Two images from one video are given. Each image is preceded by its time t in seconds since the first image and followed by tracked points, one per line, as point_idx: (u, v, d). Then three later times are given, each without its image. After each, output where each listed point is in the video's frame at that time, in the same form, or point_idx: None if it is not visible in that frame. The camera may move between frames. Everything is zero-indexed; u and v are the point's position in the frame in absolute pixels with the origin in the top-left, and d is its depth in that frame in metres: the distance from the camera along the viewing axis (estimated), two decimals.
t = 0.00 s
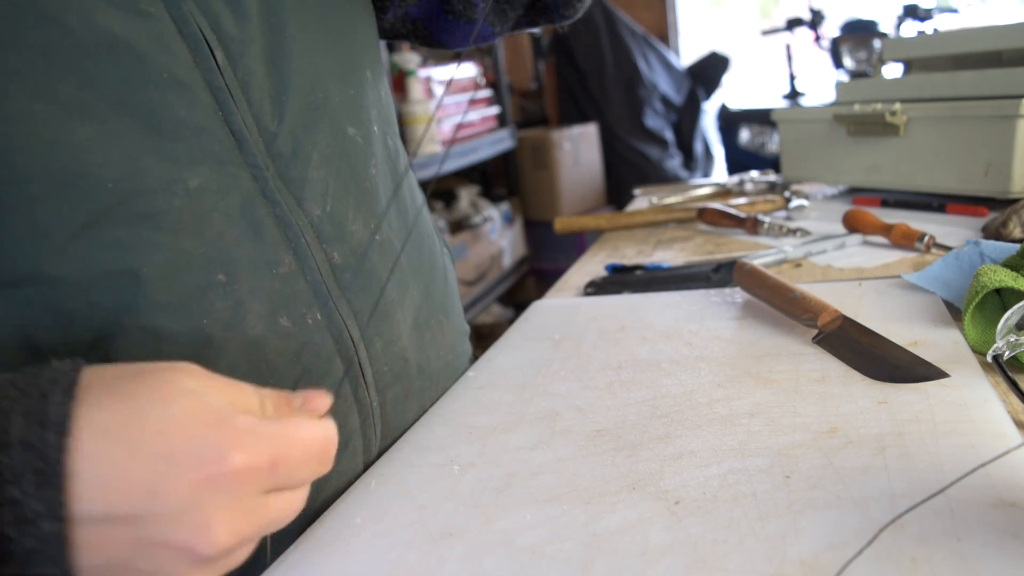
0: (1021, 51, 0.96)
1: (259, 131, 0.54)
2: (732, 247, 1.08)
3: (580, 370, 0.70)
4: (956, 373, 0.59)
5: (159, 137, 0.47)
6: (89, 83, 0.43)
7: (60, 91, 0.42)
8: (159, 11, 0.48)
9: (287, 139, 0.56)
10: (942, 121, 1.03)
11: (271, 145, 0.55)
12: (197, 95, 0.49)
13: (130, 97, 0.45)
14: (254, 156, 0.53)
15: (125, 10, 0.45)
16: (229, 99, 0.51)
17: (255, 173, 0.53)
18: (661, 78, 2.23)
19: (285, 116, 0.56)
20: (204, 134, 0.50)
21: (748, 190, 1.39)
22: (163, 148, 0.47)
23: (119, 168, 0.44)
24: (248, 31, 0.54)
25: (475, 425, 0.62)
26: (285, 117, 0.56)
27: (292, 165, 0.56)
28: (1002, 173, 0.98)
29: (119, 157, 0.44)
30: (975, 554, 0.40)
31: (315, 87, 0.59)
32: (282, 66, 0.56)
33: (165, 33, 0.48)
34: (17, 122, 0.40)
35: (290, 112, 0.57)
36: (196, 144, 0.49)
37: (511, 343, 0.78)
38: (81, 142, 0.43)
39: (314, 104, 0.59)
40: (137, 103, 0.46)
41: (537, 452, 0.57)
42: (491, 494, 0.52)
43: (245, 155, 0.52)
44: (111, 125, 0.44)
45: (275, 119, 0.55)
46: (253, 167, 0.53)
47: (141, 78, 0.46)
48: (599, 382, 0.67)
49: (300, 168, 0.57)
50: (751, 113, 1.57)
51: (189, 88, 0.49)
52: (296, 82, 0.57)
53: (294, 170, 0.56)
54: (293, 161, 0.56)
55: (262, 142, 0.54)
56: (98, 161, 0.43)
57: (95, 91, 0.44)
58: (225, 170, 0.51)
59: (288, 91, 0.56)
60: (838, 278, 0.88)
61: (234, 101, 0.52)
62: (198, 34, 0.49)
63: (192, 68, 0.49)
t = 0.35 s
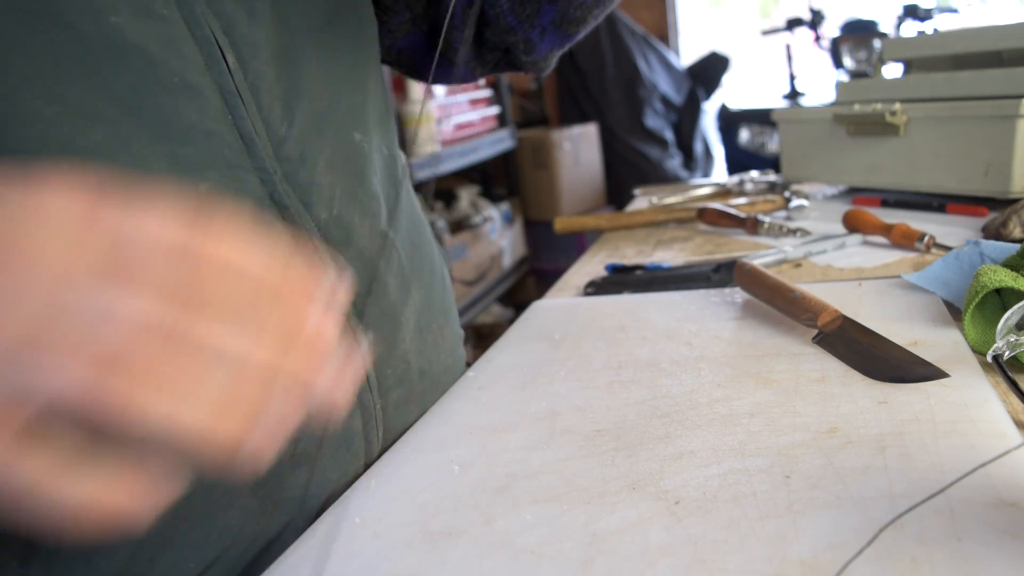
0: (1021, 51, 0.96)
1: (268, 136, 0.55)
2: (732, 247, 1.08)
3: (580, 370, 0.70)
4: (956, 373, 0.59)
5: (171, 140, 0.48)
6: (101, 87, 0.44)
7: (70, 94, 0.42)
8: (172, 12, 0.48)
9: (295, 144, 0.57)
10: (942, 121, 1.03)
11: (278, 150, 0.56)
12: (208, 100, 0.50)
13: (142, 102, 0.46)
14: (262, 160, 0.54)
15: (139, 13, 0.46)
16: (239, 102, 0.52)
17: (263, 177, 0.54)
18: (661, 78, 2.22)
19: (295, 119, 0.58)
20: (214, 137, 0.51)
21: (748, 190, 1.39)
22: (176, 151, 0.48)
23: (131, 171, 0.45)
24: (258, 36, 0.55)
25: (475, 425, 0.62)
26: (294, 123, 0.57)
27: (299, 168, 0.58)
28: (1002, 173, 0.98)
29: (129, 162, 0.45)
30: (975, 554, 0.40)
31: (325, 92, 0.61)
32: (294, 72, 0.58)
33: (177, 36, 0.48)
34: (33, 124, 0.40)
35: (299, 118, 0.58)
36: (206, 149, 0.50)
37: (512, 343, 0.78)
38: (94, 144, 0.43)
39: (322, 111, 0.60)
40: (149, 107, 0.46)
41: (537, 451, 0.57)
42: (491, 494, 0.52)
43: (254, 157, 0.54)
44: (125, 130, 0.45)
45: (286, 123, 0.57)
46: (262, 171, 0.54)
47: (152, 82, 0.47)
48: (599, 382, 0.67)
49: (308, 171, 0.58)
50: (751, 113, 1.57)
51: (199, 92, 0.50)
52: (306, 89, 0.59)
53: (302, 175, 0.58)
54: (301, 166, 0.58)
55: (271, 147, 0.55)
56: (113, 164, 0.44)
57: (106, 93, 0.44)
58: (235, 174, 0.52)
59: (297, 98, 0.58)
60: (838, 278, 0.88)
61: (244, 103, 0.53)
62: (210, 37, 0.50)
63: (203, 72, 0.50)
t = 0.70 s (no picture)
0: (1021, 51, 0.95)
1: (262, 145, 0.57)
2: (732, 247, 1.08)
3: (580, 370, 0.70)
4: (956, 373, 0.59)
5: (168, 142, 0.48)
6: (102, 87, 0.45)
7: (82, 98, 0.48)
8: (173, 20, 0.54)
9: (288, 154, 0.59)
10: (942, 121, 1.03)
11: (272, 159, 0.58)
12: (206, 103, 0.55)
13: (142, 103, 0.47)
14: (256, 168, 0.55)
15: (140, 25, 0.52)
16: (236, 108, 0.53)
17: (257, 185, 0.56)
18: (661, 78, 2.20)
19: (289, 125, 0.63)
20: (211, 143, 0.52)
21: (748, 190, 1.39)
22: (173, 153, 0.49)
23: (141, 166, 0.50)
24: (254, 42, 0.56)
25: (475, 425, 0.62)
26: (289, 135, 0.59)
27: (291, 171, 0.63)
28: (1002, 173, 0.98)
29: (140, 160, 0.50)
30: (975, 554, 0.40)
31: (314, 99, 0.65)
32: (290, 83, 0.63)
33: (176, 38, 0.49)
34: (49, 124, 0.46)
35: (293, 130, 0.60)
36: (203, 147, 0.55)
37: (512, 343, 0.78)
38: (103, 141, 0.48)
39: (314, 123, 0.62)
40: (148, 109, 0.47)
41: (537, 451, 0.57)
42: (492, 494, 0.52)
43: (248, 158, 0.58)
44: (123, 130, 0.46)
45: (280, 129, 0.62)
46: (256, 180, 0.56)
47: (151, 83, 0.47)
48: (599, 382, 0.67)
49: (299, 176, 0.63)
50: (751, 113, 1.57)
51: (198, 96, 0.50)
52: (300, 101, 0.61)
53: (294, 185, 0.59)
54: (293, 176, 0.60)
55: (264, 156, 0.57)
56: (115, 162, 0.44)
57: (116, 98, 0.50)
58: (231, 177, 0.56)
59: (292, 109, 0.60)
60: (838, 278, 0.88)
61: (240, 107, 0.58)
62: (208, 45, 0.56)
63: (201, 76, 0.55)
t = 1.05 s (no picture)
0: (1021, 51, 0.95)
1: (269, 165, 0.56)
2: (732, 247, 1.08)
3: (580, 370, 0.70)
4: (956, 373, 0.59)
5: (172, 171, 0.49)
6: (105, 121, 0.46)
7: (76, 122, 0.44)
8: (175, 39, 0.49)
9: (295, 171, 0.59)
10: (942, 121, 1.02)
11: (279, 177, 0.57)
12: (209, 128, 0.51)
13: (146, 128, 0.48)
14: (261, 189, 0.55)
15: (138, 48, 0.48)
16: (240, 131, 0.53)
17: (262, 205, 0.55)
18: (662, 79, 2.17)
19: (296, 146, 0.59)
20: (214, 168, 0.51)
21: (748, 190, 1.40)
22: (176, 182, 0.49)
23: (142, 199, 0.46)
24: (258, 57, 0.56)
25: (475, 425, 0.62)
26: (297, 151, 0.59)
27: (296, 196, 0.59)
28: (1002, 173, 0.98)
29: (141, 192, 0.46)
30: (974, 554, 0.40)
31: (321, 119, 0.61)
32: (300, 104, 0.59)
33: (178, 62, 0.49)
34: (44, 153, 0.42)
35: (303, 146, 0.59)
36: (205, 176, 0.51)
37: (512, 343, 0.78)
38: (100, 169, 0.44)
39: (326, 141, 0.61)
40: (152, 135, 0.48)
41: (537, 452, 0.57)
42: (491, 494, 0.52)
43: (252, 185, 0.54)
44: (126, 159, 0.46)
45: (287, 151, 0.58)
46: (261, 200, 0.55)
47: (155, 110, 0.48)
48: (599, 383, 0.66)
49: (304, 198, 0.59)
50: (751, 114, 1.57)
51: (201, 120, 0.50)
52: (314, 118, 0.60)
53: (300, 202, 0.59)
54: (299, 193, 0.59)
55: (270, 176, 0.56)
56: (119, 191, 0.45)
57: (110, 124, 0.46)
58: (234, 204, 0.52)
59: (303, 126, 0.59)
60: (838, 278, 0.88)
61: (244, 132, 0.54)
62: (212, 66, 0.51)
63: (205, 100, 0.51)
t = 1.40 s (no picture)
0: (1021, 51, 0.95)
1: (270, 194, 0.52)
2: (732, 247, 1.08)
3: (580, 370, 0.70)
4: (956, 373, 0.59)
5: (172, 204, 0.46)
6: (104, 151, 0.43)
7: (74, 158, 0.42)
8: (179, 69, 0.46)
9: (296, 201, 0.54)
10: (942, 121, 1.03)
11: (279, 209, 0.53)
12: (211, 160, 0.48)
13: (146, 161, 0.45)
14: (262, 221, 0.51)
15: (141, 78, 0.45)
16: (242, 162, 0.50)
17: (262, 236, 0.52)
18: (661, 78, 2.16)
19: (297, 174, 0.54)
20: (216, 201, 0.48)
21: (748, 190, 1.40)
22: (176, 215, 0.46)
23: (135, 239, 0.44)
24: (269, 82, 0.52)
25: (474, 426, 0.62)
26: (299, 179, 0.54)
27: (296, 229, 0.55)
28: (1002, 174, 0.98)
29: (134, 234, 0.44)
30: (974, 554, 0.40)
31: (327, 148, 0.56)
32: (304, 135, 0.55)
33: (183, 94, 0.46)
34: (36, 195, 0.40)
35: (305, 174, 0.55)
36: (203, 214, 0.48)
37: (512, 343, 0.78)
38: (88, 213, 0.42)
39: (331, 167, 0.57)
40: (151, 169, 0.45)
41: (537, 452, 0.57)
42: (491, 494, 0.52)
43: (253, 219, 0.51)
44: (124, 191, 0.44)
45: (289, 180, 0.54)
46: (261, 232, 0.52)
47: (155, 144, 0.45)
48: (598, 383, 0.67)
49: (306, 229, 0.55)
50: (751, 113, 1.57)
51: (203, 151, 0.47)
52: (319, 144, 0.56)
53: (300, 233, 0.55)
54: (300, 224, 0.55)
55: (271, 205, 0.52)
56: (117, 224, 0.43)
57: (108, 157, 0.43)
58: (232, 234, 0.50)
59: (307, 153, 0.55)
60: (838, 278, 0.88)
61: (247, 165, 0.50)
62: (217, 97, 0.48)
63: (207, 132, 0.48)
